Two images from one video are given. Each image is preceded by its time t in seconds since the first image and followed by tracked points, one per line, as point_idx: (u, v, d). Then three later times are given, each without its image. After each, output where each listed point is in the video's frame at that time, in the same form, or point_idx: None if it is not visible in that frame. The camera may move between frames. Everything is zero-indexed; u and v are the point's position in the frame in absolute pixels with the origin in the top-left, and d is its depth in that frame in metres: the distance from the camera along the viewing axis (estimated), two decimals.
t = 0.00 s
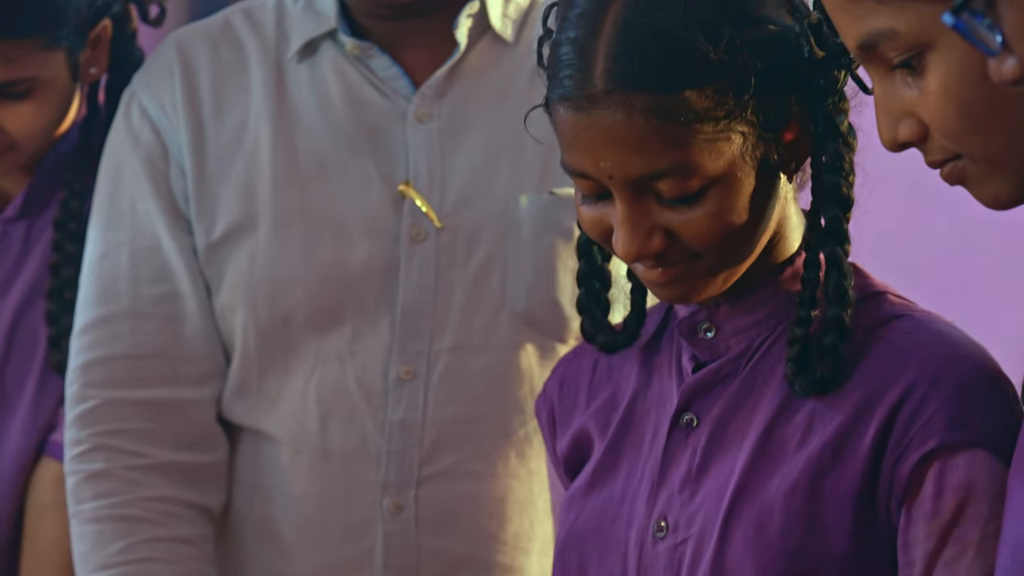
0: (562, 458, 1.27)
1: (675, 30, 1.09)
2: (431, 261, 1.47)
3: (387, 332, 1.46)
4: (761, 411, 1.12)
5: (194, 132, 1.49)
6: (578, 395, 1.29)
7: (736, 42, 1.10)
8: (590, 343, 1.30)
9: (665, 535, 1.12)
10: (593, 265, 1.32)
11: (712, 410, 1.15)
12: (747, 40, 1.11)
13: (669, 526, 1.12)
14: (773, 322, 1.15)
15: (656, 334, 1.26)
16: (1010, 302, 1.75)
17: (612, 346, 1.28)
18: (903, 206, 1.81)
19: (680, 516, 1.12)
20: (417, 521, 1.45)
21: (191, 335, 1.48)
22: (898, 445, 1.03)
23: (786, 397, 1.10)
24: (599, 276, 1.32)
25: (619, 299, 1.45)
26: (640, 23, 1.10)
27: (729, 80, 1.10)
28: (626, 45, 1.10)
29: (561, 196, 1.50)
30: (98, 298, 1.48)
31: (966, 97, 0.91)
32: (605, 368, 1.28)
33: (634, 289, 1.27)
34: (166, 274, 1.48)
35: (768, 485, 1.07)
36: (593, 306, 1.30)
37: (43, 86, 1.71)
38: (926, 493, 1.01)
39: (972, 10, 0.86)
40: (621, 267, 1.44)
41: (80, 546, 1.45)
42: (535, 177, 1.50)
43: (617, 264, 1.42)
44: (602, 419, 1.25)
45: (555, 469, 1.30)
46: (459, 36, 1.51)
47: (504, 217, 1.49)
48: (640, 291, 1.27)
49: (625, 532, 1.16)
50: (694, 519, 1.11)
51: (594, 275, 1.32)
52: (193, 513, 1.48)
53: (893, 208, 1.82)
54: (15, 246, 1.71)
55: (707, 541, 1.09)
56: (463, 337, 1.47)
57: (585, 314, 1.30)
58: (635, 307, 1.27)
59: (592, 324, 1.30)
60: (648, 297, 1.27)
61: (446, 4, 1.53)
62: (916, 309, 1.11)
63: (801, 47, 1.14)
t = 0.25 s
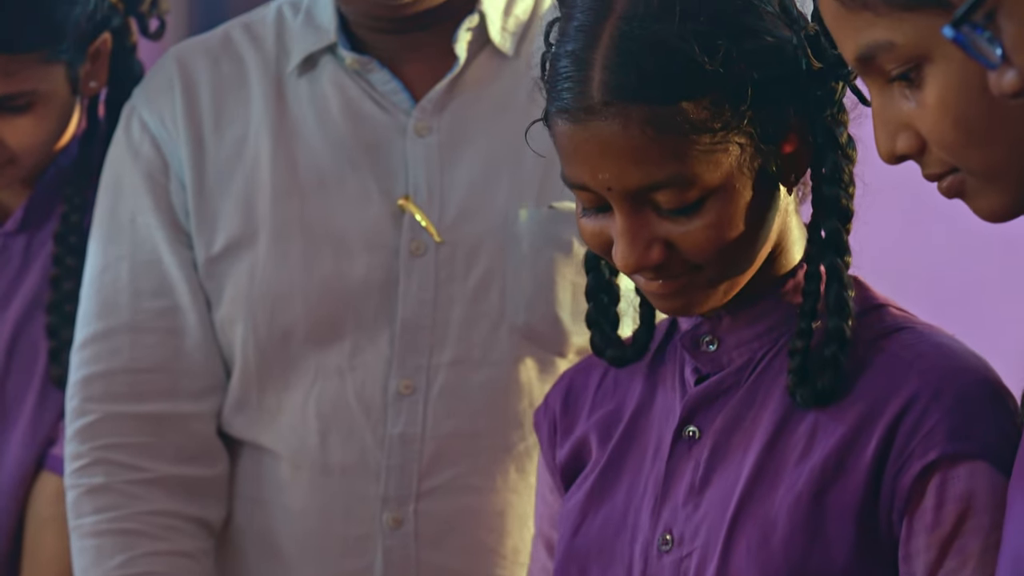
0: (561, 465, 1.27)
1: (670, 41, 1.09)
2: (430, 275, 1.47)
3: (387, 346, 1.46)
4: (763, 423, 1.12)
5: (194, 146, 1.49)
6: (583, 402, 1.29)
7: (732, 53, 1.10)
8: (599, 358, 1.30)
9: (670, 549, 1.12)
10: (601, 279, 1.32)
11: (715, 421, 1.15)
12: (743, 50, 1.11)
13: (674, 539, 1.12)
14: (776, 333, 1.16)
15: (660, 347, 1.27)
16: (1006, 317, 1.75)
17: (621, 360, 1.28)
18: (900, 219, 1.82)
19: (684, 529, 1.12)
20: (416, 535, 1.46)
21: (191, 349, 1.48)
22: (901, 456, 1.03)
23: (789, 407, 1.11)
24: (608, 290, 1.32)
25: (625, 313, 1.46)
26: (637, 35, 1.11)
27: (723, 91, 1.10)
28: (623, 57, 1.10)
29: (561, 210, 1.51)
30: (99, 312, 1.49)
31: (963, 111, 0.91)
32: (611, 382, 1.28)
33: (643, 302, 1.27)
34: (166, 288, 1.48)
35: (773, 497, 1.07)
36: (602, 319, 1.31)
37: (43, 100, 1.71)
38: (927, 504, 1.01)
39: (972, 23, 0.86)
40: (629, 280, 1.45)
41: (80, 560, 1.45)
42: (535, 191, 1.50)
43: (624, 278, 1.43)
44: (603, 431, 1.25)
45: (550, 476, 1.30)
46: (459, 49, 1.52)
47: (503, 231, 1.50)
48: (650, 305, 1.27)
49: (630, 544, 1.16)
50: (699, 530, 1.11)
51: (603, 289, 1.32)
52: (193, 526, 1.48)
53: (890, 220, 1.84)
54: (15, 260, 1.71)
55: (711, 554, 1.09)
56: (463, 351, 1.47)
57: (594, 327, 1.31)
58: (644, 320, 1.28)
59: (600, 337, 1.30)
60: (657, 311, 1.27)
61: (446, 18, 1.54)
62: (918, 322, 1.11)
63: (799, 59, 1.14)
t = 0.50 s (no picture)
0: (560, 481, 1.27)
1: (673, 45, 1.10)
2: (431, 287, 1.47)
3: (387, 360, 1.46)
4: (764, 435, 1.12)
5: (194, 159, 1.50)
6: (579, 419, 1.29)
7: (735, 59, 1.11)
8: (597, 368, 1.31)
9: (672, 561, 1.12)
10: (602, 290, 1.32)
11: (716, 433, 1.15)
12: (747, 57, 1.11)
13: (675, 552, 1.12)
14: (777, 346, 1.16)
15: (659, 360, 1.27)
16: (1009, 331, 1.75)
17: (622, 371, 1.28)
18: (902, 236, 1.82)
19: (686, 543, 1.12)
20: (416, 548, 1.46)
21: (191, 363, 1.49)
22: (903, 468, 1.03)
23: (789, 420, 1.11)
24: (609, 301, 1.32)
25: (627, 324, 1.46)
26: (640, 39, 1.11)
27: (727, 97, 1.10)
28: (626, 61, 1.10)
29: (561, 223, 1.50)
30: (99, 325, 1.49)
31: (963, 124, 0.91)
32: (606, 396, 1.29)
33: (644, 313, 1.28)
34: (166, 301, 1.49)
35: (777, 510, 1.07)
36: (602, 330, 1.31)
37: (43, 112, 1.70)
38: (929, 516, 1.01)
39: (971, 36, 0.86)
40: (630, 292, 1.45)
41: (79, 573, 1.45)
42: (535, 204, 1.50)
43: (626, 289, 1.43)
44: (602, 444, 1.25)
45: (547, 495, 1.30)
46: (459, 62, 1.52)
47: (503, 243, 1.50)
48: (650, 315, 1.27)
49: (631, 557, 1.16)
50: (701, 543, 1.11)
51: (604, 300, 1.32)
52: (193, 539, 1.48)
53: (893, 233, 1.84)
54: (16, 273, 1.71)
55: (713, 566, 1.09)
56: (462, 364, 1.47)
57: (594, 338, 1.31)
58: (645, 330, 1.28)
59: (601, 348, 1.30)
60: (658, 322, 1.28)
61: (445, 30, 1.54)
62: (918, 334, 1.11)
63: (802, 68, 1.14)
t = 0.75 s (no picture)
0: (560, 500, 1.28)
1: (673, 64, 1.10)
2: (430, 304, 1.48)
3: (386, 377, 1.47)
4: (759, 453, 1.12)
5: (194, 177, 1.50)
6: (576, 436, 1.30)
7: (735, 78, 1.11)
8: (588, 388, 1.31)
9: None
10: (594, 306, 1.33)
11: (711, 452, 1.15)
12: (746, 76, 1.11)
13: (669, 567, 1.13)
14: (772, 362, 1.16)
15: (654, 376, 1.27)
16: (1007, 349, 1.76)
17: (612, 389, 1.28)
18: (902, 251, 1.82)
19: (679, 559, 1.12)
20: (416, 565, 1.46)
21: (191, 380, 1.49)
22: (899, 485, 1.04)
23: (784, 438, 1.11)
24: (601, 318, 1.33)
25: (620, 341, 1.45)
26: (640, 57, 1.11)
27: (727, 115, 1.10)
28: (625, 80, 1.11)
29: (561, 241, 1.50)
30: (99, 343, 1.50)
31: (963, 140, 0.92)
32: (600, 414, 1.29)
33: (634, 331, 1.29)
34: (166, 319, 1.49)
35: (768, 529, 1.08)
36: (593, 348, 1.31)
37: (43, 130, 1.71)
38: (925, 534, 1.01)
39: (968, 53, 0.86)
40: (622, 309, 1.45)
41: None
42: (534, 221, 1.51)
43: (619, 306, 1.43)
44: (600, 462, 1.25)
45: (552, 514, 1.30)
46: (459, 79, 1.53)
47: (502, 261, 1.50)
48: (640, 333, 1.28)
49: (625, 574, 1.17)
50: (693, 562, 1.11)
51: (595, 317, 1.33)
52: (192, 557, 1.48)
53: (892, 250, 1.84)
54: (16, 290, 1.72)
55: None
56: (462, 382, 1.48)
57: (584, 355, 1.31)
58: (634, 348, 1.29)
59: (591, 367, 1.30)
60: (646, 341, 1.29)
61: (444, 48, 1.55)
62: (916, 351, 1.12)
63: (800, 86, 1.15)
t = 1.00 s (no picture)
0: (560, 511, 1.27)
1: (670, 81, 1.10)
2: (430, 318, 1.47)
3: (386, 391, 1.46)
4: (764, 466, 1.12)
5: (194, 190, 1.50)
6: (581, 449, 1.29)
7: (732, 93, 1.10)
8: (595, 399, 1.31)
9: None
10: (599, 320, 1.33)
11: (716, 465, 1.15)
12: (744, 91, 1.11)
13: None
14: (776, 376, 1.16)
15: (660, 388, 1.26)
16: (1008, 362, 1.75)
17: (619, 403, 1.28)
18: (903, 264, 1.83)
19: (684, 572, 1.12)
20: None
21: (191, 394, 1.49)
22: (904, 499, 1.03)
23: (789, 451, 1.11)
24: (607, 332, 1.33)
25: (626, 355, 1.46)
26: (637, 75, 1.11)
27: (722, 132, 1.10)
28: (623, 97, 1.10)
29: (561, 254, 1.50)
30: (98, 356, 1.50)
31: (963, 154, 0.92)
32: (607, 426, 1.29)
33: (640, 345, 1.28)
34: (166, 332, 1.49)
35: (775, 542, 1.07)
36: (600, 362, 1.31)
37: (42, 144, 1.71)
38: (930, 548, 1.00)
39: (968, 67, 0.86)
40: (628, 322, 1.45)
41: None
42: (534, 235, 1.50)
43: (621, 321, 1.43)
44: (602, 475, 1.25)
45: (549, 526, 1.30)
46: (459, 93, 1.53)
47: (502, 275, 1.49)
48: (646, 347, 1.27)
49: None
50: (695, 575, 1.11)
51: (601, 331, 1.33)
52: (192, 570, 1.48)
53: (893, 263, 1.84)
54: (16, 303, 1.72)
55: None
56: (462, 396, 1.47)
57: (592, 370, 1.31)
58: (641, 362, 1.28)
59: (598, 381, 1.30)
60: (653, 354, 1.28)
61: (444, 62, 1.55)
62: (919, 365, 1.11)
63: (800, 100, 1.14)
